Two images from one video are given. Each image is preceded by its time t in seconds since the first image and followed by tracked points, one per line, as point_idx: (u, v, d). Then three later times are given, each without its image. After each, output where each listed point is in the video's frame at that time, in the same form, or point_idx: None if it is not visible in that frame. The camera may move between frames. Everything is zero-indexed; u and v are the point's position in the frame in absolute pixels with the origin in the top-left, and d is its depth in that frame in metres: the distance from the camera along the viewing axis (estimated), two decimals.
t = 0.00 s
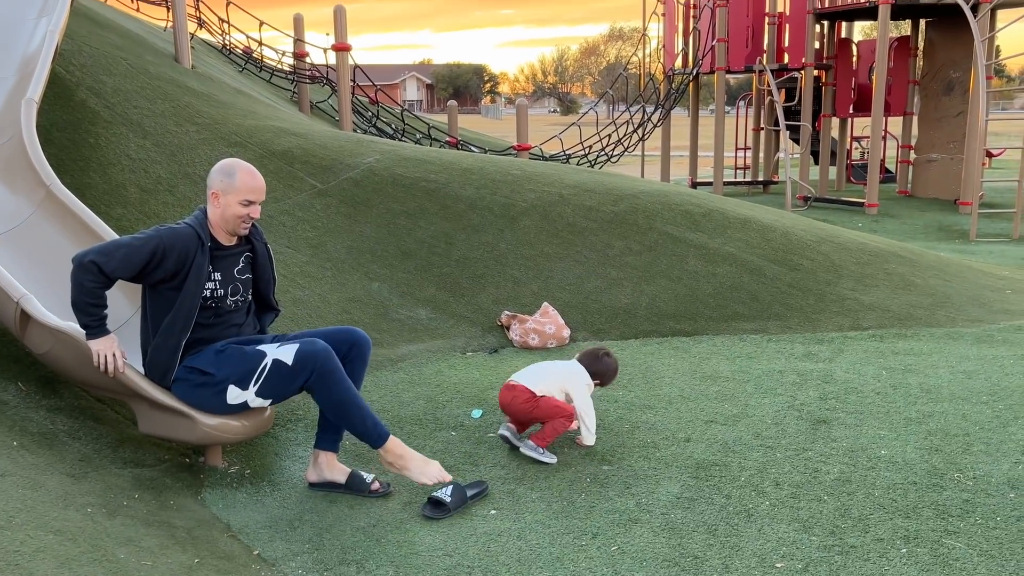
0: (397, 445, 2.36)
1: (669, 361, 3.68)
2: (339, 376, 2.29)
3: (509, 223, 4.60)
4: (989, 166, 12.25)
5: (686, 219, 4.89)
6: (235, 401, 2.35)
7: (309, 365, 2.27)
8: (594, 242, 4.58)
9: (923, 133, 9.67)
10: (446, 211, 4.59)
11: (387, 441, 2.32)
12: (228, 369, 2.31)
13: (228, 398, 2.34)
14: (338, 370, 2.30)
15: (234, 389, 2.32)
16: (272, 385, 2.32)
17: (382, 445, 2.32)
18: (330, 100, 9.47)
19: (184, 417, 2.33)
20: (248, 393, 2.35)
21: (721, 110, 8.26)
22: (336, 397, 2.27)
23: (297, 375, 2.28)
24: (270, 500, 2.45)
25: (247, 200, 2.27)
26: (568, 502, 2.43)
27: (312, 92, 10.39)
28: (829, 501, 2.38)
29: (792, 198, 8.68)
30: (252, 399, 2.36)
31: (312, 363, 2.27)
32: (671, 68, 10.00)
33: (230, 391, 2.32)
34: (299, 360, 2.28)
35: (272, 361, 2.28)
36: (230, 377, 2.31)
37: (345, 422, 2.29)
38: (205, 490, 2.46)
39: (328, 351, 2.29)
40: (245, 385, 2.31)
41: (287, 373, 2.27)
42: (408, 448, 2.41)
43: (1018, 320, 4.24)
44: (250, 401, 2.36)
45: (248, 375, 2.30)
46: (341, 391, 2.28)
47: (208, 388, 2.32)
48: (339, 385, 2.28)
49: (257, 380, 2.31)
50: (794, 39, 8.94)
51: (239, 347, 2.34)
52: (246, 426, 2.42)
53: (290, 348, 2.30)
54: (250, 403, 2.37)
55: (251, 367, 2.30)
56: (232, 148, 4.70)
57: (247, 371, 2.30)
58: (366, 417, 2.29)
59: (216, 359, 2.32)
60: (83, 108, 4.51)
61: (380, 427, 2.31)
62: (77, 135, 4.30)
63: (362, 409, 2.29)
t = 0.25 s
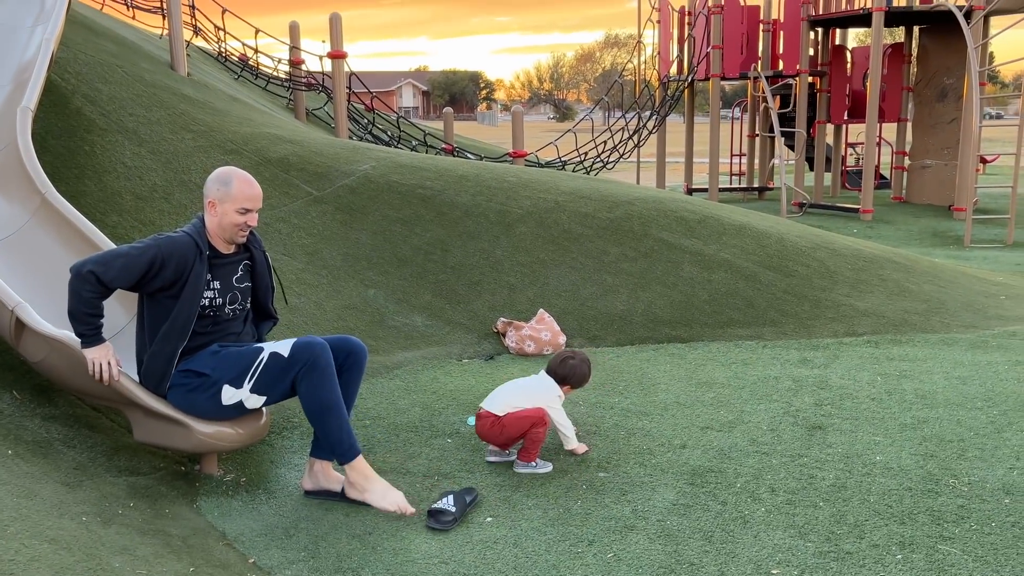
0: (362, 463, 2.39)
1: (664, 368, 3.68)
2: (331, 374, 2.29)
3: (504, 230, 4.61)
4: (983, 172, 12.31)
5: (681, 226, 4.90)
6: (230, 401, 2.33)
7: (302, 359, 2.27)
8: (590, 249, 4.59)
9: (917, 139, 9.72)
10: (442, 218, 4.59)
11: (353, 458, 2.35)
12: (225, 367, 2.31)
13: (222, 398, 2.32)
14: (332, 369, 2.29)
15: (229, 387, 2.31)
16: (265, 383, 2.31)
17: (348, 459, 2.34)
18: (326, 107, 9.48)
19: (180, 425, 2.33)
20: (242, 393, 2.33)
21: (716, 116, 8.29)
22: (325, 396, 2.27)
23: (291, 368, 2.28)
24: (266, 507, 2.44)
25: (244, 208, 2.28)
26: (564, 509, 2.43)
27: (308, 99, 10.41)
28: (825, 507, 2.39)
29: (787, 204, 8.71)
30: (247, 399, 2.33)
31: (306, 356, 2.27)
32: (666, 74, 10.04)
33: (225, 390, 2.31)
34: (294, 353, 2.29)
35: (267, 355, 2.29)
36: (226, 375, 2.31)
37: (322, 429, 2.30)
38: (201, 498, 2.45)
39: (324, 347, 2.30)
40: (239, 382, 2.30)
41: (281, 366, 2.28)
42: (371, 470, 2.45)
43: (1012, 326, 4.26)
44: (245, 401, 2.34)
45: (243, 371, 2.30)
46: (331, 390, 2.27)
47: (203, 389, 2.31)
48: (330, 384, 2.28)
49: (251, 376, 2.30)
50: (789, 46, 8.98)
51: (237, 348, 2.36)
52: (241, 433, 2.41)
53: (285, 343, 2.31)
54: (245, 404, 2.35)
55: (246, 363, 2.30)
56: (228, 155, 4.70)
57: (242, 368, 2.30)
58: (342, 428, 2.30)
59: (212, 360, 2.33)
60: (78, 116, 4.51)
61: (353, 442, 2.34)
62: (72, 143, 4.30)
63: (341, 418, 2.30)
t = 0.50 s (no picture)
0: (386, 457, 2.33)
1: (658, 372, 3.69)
2: (322, 392, 2.26)
3: (498, 234, 4.61)
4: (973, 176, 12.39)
5: (674, 230, 4.92)
6: (220, 415, 2.34)
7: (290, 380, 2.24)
8: (583, 253, 4.60)
9: (907, 143, 9.78)
10: (435, 223, 4.60)
11: (375, 454, 2.30)
12: (213, 384, 2.30)
13: (212, 412, 2.33)
14: (321, 387, 2.26)
15: (218, 403, 2.31)
16: (255, 401, 2.30)
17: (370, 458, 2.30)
18: (318, 112, 9.47)
19: (173, 431, 2.31)
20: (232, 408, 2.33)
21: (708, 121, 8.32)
22: (318, 415, 2.24)
23: (280, 389, 2.25)
24: (260, 512, 2.44)
25: (239, 216, 2.27)
26: (558, 513, 2.44)
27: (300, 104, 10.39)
28: (817, 510, 2.40)
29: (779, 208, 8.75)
30: (237, 413, 2.34)
31: (295, 379, 2.23)
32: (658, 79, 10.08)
33: (214, 405, 2.32)
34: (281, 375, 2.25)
35: (254, 377, 2.26)
36: (214, 392, 2.30)
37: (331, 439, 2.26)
38: (195, 503, 2.44)
39: (310, 366, 2.25)
40: (229, 399, 2.30)
41: (269, 388, 2.25)
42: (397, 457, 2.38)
43: (1002, 329, 4.29)
44: (235, 415, 2.35)
45: (231, 389, 2.29)
46: (327, 409, 2.24)
47: (194, 401, 2.32)
48: (322, 402, 2.25)
49: (239, 395, 2.29)
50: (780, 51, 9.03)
51: (222, 362, 2.33)
52: (235, 439, 2.40)
53: (270, 363, 2.27)
54: (235, 417, 2.36)
55: (234, 382, 2.29)
56: (221, 160, 4.70)
57: (230, 386, 2.29)
58: (353, 433, 2.26)
59: (200, 374, 2.32)
60: (71, 121, 4.50)
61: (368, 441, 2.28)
62: (65, 148, 4.28)
63: (347, 426, 2.26)
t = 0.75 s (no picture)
0: (379, 474, 2.31)
1: (647, 374, 3.71)
2: (321, 398, 2.26)
3: (488, 237, 4.62)
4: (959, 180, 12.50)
5: (663, 233, 4.94)
6: (214, 418, 2.32)
7: (289, 384, 2.25)
8: (574, 256, 4.61)
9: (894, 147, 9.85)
10: (425, 226, 4.60)
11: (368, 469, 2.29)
12: (209, 386, 2.29)
13: (207, 415, 2.31)
14: (321, 393, 2.26)
15: (213, 406, 2.30)
16: (250, 405, 2.29)
17: (364, 473, 2.28)
18: (308, 114, 9.45)
19: (164, 435, 2.30)
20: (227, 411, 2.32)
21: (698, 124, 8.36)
22: (317, 421, 2.24)
23: (280, 393, 2.26)
24: (250, 516, 2.43)
25: (231, 214, 2.28)
26: (549, 515, 2.44)
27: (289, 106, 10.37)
28: (806, 512, 2.41)
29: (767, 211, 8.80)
30: (231, 417, 2.33)
31: (296, 384, 2.24)
32: (648, 82, 10.11)
33: (208, 408, 2.30)
34: (282, 379, 2.25)
35: (254, 380, 2.26)
36: (210, 395, 2.29)
37: (326, 450, 2.26)
38: (184, 507, 2.43)
39: (310, 372, 2.26)
40: (224, 403, 2.30)
41: (269, 392, 2.25)
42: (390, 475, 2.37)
43: (988, 331, 4.33)
44: (229, 419, 2.34)
45: (228, 393, 2.29)
46: (324, 416, 2.25)
47: (187, 404, 2.30)
48: (321, 408, 2.25)
49: (236, 399, 2.29)
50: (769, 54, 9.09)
51: (220, 365, 2.32)
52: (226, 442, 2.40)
53: (271, 368, 2.28)
54: (229, 421, 2.34)
55: (231, 385, 2.28)
56: (210, 163, 4.68)
57: (227, 389, 2.28)
58: (348, 446, 2.25)
59: (196, 375, 2.31)
60: (59, 123, 4.47)
61: (362, 455, 2.28)
62: (53, 151, 4.26)
63: (342, 437, 2.25)
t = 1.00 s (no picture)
0: (342, 476, 2.29)
1: (633, 373, 3.72)
2: (300, 387, 2.23)
3: (475, 237, 4.62)
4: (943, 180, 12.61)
5: (650, 233, 4.95)
6: (196, 411, 2.30)
7: (270, 370, 2.22)
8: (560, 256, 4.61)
9: (879, 147, 9.92)
10: (412, 225, 4.59)
11: (333, 470, 2.26)
12: (191, 378, 2.27)
13: (189, 408, 2.29)
14: (301, 382, 2.24)
15: (195, 398, 2.28)
16: (232, 395, 2.27)
17: (328, 473, 2.25)
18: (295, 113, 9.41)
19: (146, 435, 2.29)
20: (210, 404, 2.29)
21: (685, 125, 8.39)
22: (293, 409, 2.20)
23: (260, 380, 2.23)
24: (234, 516, 2.41)
25: (217, 216, 2.26)
26: (534, 514, 2.44)
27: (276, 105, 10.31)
28: (790, 510, 2.43)
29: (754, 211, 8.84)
30: (213, 409, 2.30)
31: (275, 369, 2.22)
32: (636, 83, 10.13)
33: (191, 401, 2.28)
34: (264, 366, 2.24)
35: (236, 367, 2.24)
36: (192, 386, 2.27)
37: (296, 443, 2.21)
38: (167, 508, 2.41)
39: (294, 360, 2.25)
40: (206, 393, 2.27)
41: (249, 378, 2.23)
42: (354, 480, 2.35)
43: (971, 331, 4.37)
44: (211, 412, 2.31)
45: (210, 382, 2.26)
46: (300, 404, 2.21)
47: (169, 398, 2.28)
48: (299, 397, 2.22)
49: (218, 387, 2.27)
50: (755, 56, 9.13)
51: (203, 357, 2.31)
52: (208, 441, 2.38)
53: (254, 355, 2.26)
54: (211, 415, 2.32)
55: (213, 374, 2.26)
56: (195, 162, 4.65)
57: (209, 378, 2.26)
58: (317, 443, 2.22)
59: (178, 369, 2.29)
60: (42, 121, 4.43)
61: (330, 455, 2.24)
62: (35, 149, 4.22)
63: (314, 432, 2.22)
